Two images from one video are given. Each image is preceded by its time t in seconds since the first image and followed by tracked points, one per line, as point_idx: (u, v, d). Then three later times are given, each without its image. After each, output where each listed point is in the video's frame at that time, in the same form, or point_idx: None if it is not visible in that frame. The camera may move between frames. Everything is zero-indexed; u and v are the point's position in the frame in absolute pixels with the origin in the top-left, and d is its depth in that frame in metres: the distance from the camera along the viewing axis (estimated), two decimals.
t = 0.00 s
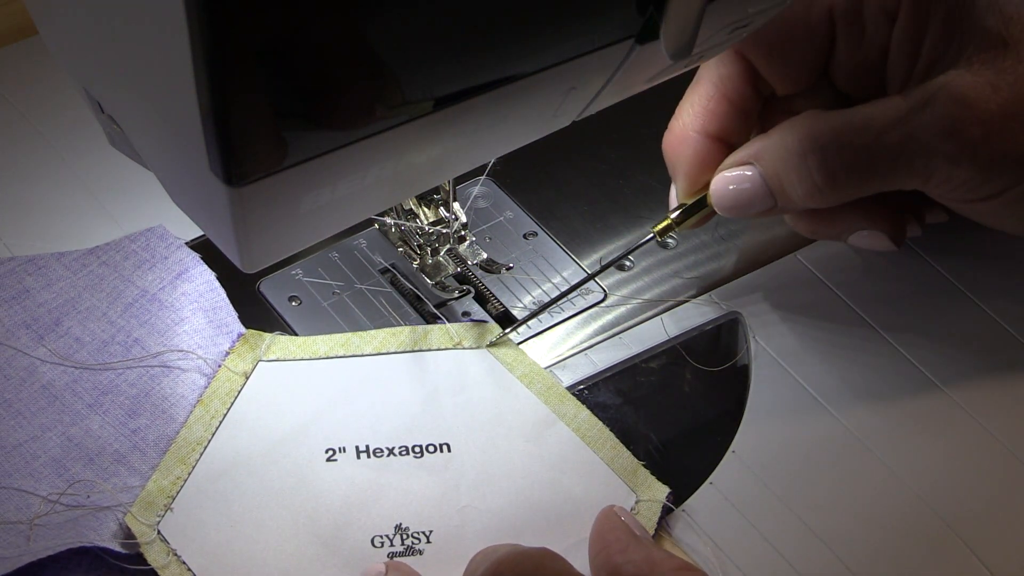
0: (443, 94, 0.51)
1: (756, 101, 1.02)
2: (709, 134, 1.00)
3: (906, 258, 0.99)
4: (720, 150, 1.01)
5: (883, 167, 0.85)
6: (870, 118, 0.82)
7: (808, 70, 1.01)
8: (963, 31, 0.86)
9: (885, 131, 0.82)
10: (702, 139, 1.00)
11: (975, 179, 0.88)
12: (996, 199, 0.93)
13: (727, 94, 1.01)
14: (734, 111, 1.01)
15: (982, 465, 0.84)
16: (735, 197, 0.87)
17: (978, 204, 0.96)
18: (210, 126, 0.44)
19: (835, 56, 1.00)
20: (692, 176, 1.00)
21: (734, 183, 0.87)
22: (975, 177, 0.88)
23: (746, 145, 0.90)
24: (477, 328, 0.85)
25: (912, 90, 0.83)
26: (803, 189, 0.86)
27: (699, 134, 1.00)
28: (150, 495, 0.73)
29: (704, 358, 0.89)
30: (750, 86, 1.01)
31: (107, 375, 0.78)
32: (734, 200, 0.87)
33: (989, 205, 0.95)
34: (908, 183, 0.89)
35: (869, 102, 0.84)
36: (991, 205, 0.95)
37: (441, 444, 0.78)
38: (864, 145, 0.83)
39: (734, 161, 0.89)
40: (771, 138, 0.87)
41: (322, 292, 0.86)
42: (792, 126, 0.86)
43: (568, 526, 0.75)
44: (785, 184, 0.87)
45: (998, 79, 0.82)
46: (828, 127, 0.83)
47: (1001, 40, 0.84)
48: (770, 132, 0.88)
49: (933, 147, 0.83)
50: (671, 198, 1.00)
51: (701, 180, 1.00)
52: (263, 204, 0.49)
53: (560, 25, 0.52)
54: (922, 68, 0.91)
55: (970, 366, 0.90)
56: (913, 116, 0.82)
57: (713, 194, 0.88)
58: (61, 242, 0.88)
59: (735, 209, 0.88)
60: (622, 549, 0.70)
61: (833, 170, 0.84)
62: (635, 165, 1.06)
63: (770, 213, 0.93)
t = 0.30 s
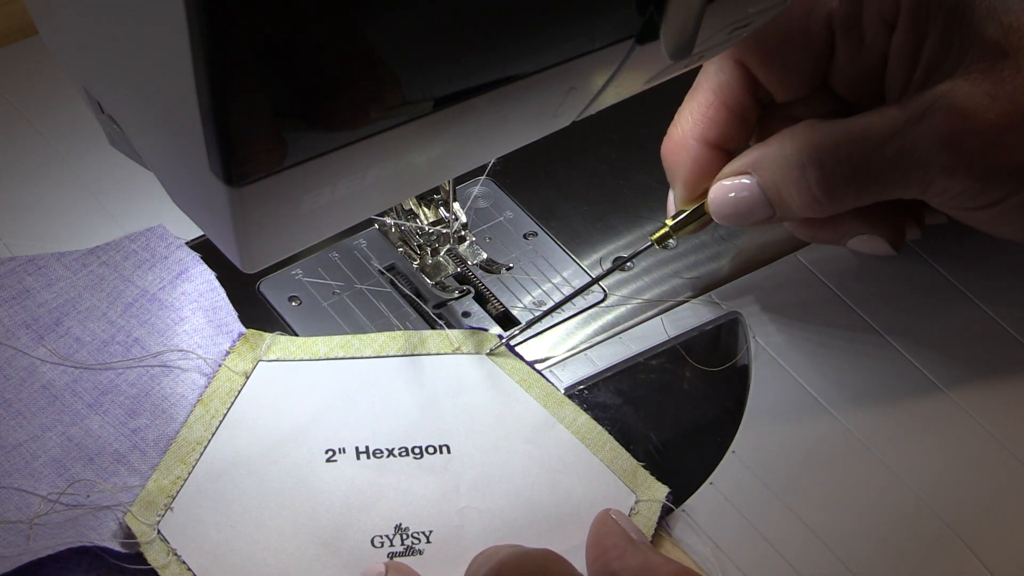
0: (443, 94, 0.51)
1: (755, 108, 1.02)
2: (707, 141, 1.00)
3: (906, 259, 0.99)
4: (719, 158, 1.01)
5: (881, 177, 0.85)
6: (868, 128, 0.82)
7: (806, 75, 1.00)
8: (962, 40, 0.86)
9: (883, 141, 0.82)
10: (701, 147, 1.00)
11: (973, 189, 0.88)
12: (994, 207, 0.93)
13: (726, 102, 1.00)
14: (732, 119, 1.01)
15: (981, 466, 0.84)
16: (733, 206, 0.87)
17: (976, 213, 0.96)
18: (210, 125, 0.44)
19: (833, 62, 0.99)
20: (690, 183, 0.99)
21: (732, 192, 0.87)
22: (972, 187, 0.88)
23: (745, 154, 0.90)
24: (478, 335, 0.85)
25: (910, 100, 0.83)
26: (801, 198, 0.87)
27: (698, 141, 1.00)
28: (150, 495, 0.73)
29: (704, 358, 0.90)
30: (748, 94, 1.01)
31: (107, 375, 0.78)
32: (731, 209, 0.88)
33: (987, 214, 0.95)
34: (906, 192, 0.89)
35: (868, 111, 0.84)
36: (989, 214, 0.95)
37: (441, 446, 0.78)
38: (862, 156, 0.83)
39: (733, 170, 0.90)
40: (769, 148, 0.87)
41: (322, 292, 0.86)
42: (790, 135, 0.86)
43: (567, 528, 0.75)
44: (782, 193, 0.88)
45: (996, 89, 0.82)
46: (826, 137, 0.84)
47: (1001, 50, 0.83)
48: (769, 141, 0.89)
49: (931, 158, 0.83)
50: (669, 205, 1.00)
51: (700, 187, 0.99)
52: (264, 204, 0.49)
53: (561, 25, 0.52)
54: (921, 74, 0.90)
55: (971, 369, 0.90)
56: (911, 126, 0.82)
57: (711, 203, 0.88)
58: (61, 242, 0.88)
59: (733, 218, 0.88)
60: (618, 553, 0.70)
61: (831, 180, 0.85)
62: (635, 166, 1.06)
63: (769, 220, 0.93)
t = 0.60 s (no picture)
0: (445, 94, 0.51)
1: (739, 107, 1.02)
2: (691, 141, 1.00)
3: (906, 259, 0.99)
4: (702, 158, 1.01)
5: (861, 183, 0.86)
6: (848, 132, 0.84)
7: (792, 76, 0.98)
8: (940, 40, 0.86)
9: (862, 146, 0.84)
10: (685, 145, 1.00)
11: (956, 197, 0.88)
12: (977, 211, 0.92)
13: (711, 101, 1.00)
14: (717, 118, 1.01)
15: (977, 465, 0.84)
16: (716, 209, 0.89)
17: (960, 216, 0.95)
18: (210, 125, 0.44)
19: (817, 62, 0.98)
20: (672, 181, 1.00)
21: (715, 193, 0.89)
22: (955, 194, 0.88)
23: (729, 156, 0.92)
24: (465, 331, 0.84)
25: (891, 104, 0.84)
26: (783, 201, 0.88)
27: (682, 141, 1.00)
28: (131, 477, 0.73)
29: (705, 358, 0.90)
30: (732, 93, 1.01)
31: (93, 360, 0.78)
32: (715, 210, 0.89)
33: (973, 218, 0.94)
34: (889, 198, 0.89)
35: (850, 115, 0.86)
36: (972, 217, 0.94)
37: (422, 433, 0.78)
38: (842, 160, 0.84)
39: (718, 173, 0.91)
40: (752, 151, 0.89)
41: (322, 292, 0.86)
42: (773, 139, 0.88)
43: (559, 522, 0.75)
44: (765, 196, 0.89)
45: (975, 92, 0.82)
46: (808, 142, 0.85)
47: (978, 51, 0.83)
48: (753, 144, 0.90)
49: (911, 164, 0.84)
50: (651, 203, 1.00)
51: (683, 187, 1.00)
52: (263, 203, 0.49)
53: (561, 24, 0.53)
54: (900, 76, 0.89)
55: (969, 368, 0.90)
56: (890, 131, 0.83)
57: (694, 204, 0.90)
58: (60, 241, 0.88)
59: (716, 219, 0.90)
60: (588, 549, 0.71)
61: (812, 184, 0.86)
62: (634, 166, 1.06)
63: (755, 222, 0.95)
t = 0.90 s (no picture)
0: (445, 94, 0.51)
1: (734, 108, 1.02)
2: (688, 141, 1.00)
3: (906, 260, 0.99)
4: (698, 159, 1.01)
5: (856, 189, 0.85)
6: (844, 139, 0.84)
7: (788, 76, 0.98)
8: (932, 54, 0.90)
9: (858, 152, 0.83)
10: (682, 146, 1.01)
11: (951, 204, 0.88)
12: (971, 219, 0.92)
13: (707, 102, 1.00)
14: (712, 118, 1.01)
15: (977, 465, 0.84)
16: (712, 214, 0.87)
17: (954, 224, 0.95)
18: (210, 126, 0.44)
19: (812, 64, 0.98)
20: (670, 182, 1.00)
21: (712, 197, 0.87)
22: (950, 202, 0.88)
23: (724, 159, 0.91)
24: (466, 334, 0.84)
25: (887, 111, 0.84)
26: (779, 208, 0.87)
27: (677, 142, 1.00)
28: (128, 475, 0.73)
29: (705, 358, 0.90)
30: (728, 94, 1.01)
31: (90, 359, 0.78)
32: (712, 213, 0.87)
33: (967, 225, 0.94)
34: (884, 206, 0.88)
35: (845, 122, 0.86)
36: (965, 224, 0.94)
37: (420, 431, 0.78)
38: (838, 166, 0.84)
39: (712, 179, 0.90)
40: (748, 157, 0.88)
41: (321, 292, 0.86)
42: (769, 145, 0.87)
43: (560, 520, 0.75)
44: (760, 203, 0.88)
45: (970, 99, 0.84)
46: (804, 148, 0.85)
47: (969, 60, 0.88)
48: (749, 150, 0.89)
49: (907, 170, 0.84)
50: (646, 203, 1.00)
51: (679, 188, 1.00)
52: (263, 204, 0.49)
53: (561, 25, 0.53)
54: (894, 82, 0.92)
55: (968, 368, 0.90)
56: (886, 137, 0.83)
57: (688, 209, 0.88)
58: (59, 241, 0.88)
59: (713, 222, 0.88)
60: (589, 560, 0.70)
61: (808, 191, 0.85)
62: (634, 166, 1.06)
63: (748, 229, 0.94)
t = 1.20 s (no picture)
0: (445, 94, 0.51)
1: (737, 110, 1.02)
2: (688, 143, 1.00)
3: (905, 260, 0.99)
4: (698, 160, 1.01)
5: (857, 194, 0.86)
6: (846, 143, 0.83)
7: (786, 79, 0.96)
8: (935, 54, 0.84)
9: (858, 157, 0.83)
10: (682, 148, 1.01)
11: (951, 208, 0.88)
12: (971, 220, 0.92)
13: (707, 103, 1.00)
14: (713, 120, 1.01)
15: (978, 465, 0.84)
16: (713, 219, 0.89)
17: (956, 225, 0.94)
18: (210, 126, 0.43)
19: (811, 66, 0.96)
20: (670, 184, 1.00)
21: (713, 202, 0.88)
22: (950, 206, 0.88)
23: (725, 164, 0.91)
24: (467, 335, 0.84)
25: (887, 114, 0.83)
26: (779, 212, 0.88)
27: (676, 144, 1.00)
28: (128, 475, 0.73)
29: (704, 358, 0.91)
30: (728, 95, 1.00)
31: (89, 360, 0.78)
32: (712, 217, 0.89)
33: (969, 228, 0.94)
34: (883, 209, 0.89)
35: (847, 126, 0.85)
36: (967, 226, 0.94)
37: (419, 431, 0.78)
38: (839, 171, 0.84)
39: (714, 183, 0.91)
40: (749, 162, 0.88)
41: (321, 292, 0.86)
42: (770, 149, 0.88)
43: (560, 520, 0.75)
44: (761, 207, 0.88)
45: (971, 103, 0.82)
46: (805, 152, 0.85)
47: (971, 61, 0.83)
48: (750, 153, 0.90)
49: (908, 175, 0.84)
50: (647, 205, 1.00)
51: (679, 190, 1.00)
52: (263, 204, 0.49)
53: (559, 25, 0.53)
54: (897, 84, 0.87)
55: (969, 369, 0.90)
56: (887, 142, 0.83)
57: (690, 213, 0.89)
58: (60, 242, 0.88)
59: (713, 226, 0.89)
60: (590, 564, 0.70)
61: (809, 195, 0.86)
62: (634, 166, 1.07)
63: (749, 232, 0.94)
